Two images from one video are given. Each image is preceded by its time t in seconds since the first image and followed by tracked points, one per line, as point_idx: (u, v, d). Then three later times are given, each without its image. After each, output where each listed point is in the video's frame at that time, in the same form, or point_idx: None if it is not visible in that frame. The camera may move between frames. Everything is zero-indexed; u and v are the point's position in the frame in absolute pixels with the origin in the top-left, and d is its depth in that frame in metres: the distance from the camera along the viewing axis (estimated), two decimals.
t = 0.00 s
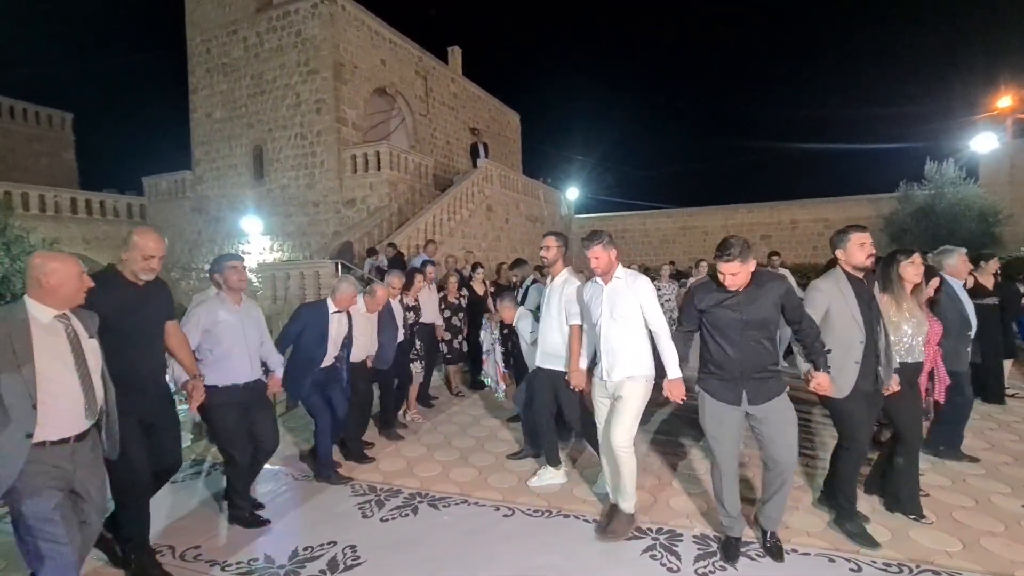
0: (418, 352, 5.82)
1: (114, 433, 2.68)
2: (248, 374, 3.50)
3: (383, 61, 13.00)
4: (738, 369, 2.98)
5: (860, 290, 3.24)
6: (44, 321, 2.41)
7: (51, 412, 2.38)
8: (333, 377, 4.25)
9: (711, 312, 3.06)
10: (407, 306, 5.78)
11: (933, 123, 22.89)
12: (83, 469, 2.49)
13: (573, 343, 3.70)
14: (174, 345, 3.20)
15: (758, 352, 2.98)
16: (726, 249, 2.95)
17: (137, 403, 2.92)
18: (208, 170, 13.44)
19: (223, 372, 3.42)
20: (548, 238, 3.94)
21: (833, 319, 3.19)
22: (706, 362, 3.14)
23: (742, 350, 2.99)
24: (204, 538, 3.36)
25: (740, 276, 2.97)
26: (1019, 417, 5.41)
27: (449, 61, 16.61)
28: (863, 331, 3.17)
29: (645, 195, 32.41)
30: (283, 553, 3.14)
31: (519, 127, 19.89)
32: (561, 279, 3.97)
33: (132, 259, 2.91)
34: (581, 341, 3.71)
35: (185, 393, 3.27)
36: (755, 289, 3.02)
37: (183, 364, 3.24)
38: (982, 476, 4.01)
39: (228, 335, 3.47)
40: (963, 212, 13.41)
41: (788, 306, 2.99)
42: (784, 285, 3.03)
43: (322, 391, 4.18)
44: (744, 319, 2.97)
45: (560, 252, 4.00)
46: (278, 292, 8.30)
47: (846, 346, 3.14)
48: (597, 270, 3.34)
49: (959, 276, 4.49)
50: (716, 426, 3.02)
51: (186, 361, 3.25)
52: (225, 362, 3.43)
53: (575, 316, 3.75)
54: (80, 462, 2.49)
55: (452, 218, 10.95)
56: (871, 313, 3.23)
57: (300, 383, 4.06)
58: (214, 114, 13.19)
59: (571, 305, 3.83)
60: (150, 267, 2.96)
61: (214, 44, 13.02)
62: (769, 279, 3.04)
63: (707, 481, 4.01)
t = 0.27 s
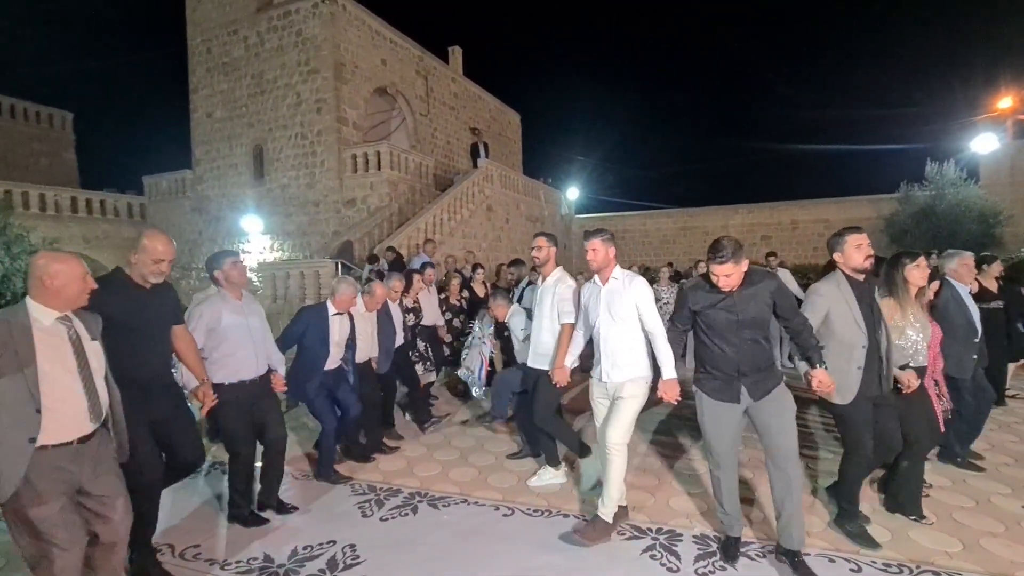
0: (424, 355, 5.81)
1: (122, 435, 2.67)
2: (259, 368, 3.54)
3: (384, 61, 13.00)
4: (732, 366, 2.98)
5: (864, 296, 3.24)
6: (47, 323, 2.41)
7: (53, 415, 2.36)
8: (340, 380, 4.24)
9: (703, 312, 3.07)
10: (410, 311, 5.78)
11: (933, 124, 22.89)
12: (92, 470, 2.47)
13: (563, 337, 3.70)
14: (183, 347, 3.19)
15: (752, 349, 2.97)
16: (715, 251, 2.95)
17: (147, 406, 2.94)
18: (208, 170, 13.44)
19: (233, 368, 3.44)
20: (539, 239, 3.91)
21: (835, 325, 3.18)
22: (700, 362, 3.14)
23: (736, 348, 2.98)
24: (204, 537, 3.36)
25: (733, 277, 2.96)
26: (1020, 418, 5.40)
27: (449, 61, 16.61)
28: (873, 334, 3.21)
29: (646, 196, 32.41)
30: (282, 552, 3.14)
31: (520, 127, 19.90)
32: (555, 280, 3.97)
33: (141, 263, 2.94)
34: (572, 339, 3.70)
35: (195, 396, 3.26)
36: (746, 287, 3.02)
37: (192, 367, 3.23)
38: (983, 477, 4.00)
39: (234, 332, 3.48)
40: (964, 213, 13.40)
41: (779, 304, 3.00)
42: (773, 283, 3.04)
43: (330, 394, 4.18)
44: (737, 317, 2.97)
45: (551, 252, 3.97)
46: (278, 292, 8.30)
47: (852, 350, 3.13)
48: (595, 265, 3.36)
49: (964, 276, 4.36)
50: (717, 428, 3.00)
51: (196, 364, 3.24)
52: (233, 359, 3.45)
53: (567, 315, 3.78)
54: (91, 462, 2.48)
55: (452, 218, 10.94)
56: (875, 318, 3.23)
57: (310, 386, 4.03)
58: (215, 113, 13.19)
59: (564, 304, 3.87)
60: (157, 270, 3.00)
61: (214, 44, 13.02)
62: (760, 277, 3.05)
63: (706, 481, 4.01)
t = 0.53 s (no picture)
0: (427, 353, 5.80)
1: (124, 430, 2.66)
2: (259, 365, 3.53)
3: (384, 61, 13.00)
4: (729, 371, 2.98)
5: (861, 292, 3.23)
6: (47, 316, 2.41)
7: (53, 407, 2.35)
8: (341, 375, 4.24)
9: (699, 319, 3.11)
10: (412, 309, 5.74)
11: (933, 125, 22.90)
12: (96, 464, 2.46)
13: (563, 339, 3.69)
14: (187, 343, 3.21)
15: (749, 354, 2.96)
16: (711, 257, 2.97)
17: (150, 401, 2.93)
18: (207, 170, 13.44)
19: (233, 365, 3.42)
20: (539, 236, 3.90)
21: (834, 318, 3.16)
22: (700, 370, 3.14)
23: (733, 354, 2.98)
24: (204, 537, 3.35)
25: (729, 281, 2.99)
26: (1020, 419, 5.39)
27: (449, 62, 16.61)
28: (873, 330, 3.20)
29: (645, 196, 32.41)
30: (283, 552, 3.14)
31: (520, 127, 19.90)
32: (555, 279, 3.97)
33: (154, 260, 2.99)
34: (572, 341, 3.71)
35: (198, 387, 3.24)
36: (744, 293, 3.04)
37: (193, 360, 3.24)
38: (983, 478, 3.99)
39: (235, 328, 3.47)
40: (964, 214, 13.40)
41: (776, 309, 2.99)
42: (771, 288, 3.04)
43: (330, 387, 4.16)
44: (733, 322, 2.99)
45: (551, 250, 3.96)
46: (278, 292, 8.29)
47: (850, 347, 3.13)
48: (602, 265, 3.35)
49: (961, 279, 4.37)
50: (716, 431, 3.00)
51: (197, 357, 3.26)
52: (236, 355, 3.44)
53: (566, 313, 3.78)
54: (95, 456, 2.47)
55: (452, 218, 10.94)
56: (872, 314, 3.23)
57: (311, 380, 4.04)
58: (215, 113, 13.18)
59: (562, 303, 3.86)
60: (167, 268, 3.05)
61: (215, 43, 13.02)
62: (758, 283, 3.05)
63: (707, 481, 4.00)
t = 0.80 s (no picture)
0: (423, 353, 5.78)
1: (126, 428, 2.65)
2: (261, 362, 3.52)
3: (385, 61, 13.01)
4: (737, 364, 3.00)
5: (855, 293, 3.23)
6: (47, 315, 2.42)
7: (53, 405, 2.37)
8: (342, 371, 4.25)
9: (708, 313, 3.12)
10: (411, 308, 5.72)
11: (935, 125, 22.88)
12: (97, 462, 2.47)
13: (567, 337, 3.66)
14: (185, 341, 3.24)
15: (755, 348, 3.00)
16: (727, 251, 2.99)
17: (155, 398, 2.94)
18: (209, 169, 13.45)
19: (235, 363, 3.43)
20: (546, 236, 3.95)
21: (828, 318, 3.17)
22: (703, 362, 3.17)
23: (739, 347, 3.02)
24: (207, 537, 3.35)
25: (739, 277, 3.01)
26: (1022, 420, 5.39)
27: (450, 62, 16.61)
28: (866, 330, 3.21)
29: (646, 197, 32.38)
30: (284, 552, 3.14)
31: (521, 127, 19.89)
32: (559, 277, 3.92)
33: (158, 260, 3.01)
34: (577, 339, 3.70)
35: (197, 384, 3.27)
36: (752, 288, 3.06)
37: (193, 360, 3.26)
38: (985, 479, 3.99)
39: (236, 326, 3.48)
40: (965, 215, 13.39)
41: (782, 305, 3.03)
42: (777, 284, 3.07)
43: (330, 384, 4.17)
44: (742, 317, 3.01)
45: (557, 249, 3.98)
46: (279, 292, 8.29)
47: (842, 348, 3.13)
48: (612, 260, 3.36)
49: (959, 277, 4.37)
50: (725, 427, 3.02)
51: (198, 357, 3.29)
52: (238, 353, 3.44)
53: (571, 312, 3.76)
54: (94, 455, 2.47)
55: (453, 218, 10.94)
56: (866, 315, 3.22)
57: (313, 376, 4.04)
58: (216, 113, 13.19)
59: (567, 303, 3.82)
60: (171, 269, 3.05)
61: (216, 43, 13.02)
62: (765, 278, 3.08)
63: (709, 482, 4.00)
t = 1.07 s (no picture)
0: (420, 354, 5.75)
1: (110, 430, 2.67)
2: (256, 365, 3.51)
3: (386, 61, 13.01)
4: (740, 362, 3.04)
5: (847, 297, 3.21)
6: (40, 314, 2.40)
7: (45, 406, 2.36)
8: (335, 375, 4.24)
9: (714, 311, 3.15)
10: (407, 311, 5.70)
11: (935, 126, 22.88)
12: (82, 465, 2.47)
13: (577, 339, 3.67)
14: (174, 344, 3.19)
15: (758, 348, 3.03)
16: (741, 249, 3.04)
17: (141, 400, 2.95)
18: (209, 169, 13.45)
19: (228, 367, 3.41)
20: (548, 240, 3.92)
21: (820, 319, 3.16)
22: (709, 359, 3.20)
23: (743, 345, 3.05)
24: (209, 537, 3.35)
25: (751, 275, 3.04)
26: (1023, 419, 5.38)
27: (451, 62, 16.61)
28: (863, 331, 3.20)
29: (647, 197, 32.37)
30: (284, 553, 3.13)
31: (521, 127, 19.88)
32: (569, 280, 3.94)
33: (141, 267, 3.02)
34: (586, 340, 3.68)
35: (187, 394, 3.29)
36: (761, 288, 3.08)
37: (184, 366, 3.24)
38: (986, 479, 3.98)
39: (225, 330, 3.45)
40: (964, 215, 13.39)
41: (789, 306, 3.04)
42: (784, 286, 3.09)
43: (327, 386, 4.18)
44: (747, 316, 3.04)
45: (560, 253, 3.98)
46: (279, 291, 8.29)
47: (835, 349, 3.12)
48: (619, 260, 3.37)
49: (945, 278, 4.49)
50: (725, 422, 3.03)
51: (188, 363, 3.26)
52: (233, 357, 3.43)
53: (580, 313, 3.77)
54: (80, 455, 2.47)
55: (453, 218, 10.93)
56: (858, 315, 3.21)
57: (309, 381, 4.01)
58: (216, 113, 13.19)
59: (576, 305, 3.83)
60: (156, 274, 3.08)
61: (217, 43, 13.02)
62: (773, 280, 3.10)
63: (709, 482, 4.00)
